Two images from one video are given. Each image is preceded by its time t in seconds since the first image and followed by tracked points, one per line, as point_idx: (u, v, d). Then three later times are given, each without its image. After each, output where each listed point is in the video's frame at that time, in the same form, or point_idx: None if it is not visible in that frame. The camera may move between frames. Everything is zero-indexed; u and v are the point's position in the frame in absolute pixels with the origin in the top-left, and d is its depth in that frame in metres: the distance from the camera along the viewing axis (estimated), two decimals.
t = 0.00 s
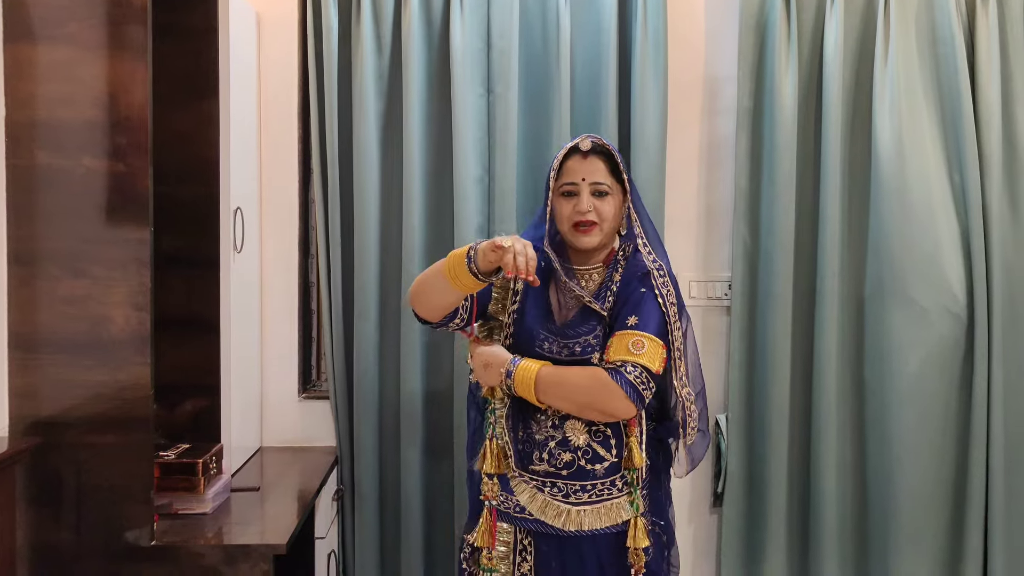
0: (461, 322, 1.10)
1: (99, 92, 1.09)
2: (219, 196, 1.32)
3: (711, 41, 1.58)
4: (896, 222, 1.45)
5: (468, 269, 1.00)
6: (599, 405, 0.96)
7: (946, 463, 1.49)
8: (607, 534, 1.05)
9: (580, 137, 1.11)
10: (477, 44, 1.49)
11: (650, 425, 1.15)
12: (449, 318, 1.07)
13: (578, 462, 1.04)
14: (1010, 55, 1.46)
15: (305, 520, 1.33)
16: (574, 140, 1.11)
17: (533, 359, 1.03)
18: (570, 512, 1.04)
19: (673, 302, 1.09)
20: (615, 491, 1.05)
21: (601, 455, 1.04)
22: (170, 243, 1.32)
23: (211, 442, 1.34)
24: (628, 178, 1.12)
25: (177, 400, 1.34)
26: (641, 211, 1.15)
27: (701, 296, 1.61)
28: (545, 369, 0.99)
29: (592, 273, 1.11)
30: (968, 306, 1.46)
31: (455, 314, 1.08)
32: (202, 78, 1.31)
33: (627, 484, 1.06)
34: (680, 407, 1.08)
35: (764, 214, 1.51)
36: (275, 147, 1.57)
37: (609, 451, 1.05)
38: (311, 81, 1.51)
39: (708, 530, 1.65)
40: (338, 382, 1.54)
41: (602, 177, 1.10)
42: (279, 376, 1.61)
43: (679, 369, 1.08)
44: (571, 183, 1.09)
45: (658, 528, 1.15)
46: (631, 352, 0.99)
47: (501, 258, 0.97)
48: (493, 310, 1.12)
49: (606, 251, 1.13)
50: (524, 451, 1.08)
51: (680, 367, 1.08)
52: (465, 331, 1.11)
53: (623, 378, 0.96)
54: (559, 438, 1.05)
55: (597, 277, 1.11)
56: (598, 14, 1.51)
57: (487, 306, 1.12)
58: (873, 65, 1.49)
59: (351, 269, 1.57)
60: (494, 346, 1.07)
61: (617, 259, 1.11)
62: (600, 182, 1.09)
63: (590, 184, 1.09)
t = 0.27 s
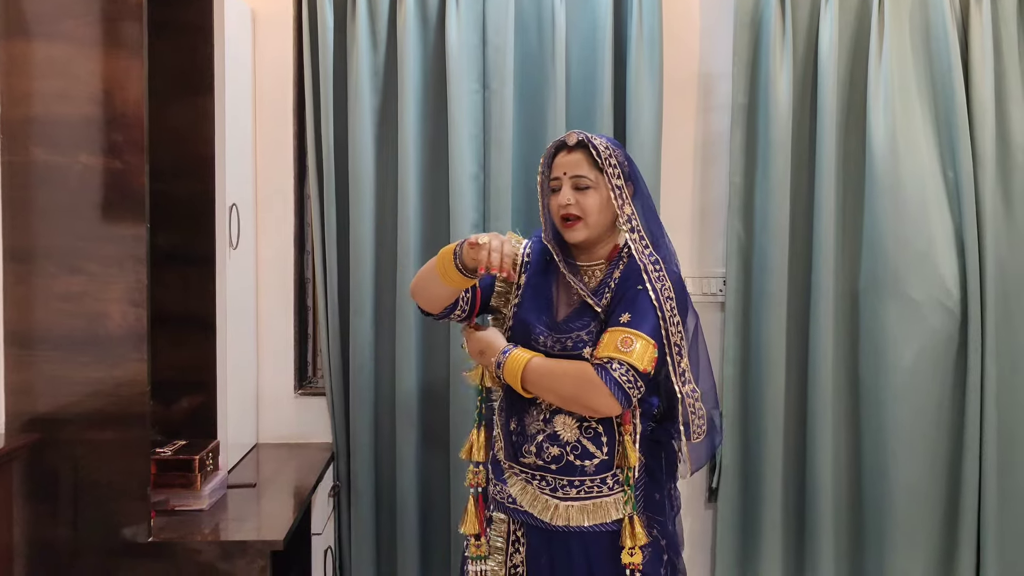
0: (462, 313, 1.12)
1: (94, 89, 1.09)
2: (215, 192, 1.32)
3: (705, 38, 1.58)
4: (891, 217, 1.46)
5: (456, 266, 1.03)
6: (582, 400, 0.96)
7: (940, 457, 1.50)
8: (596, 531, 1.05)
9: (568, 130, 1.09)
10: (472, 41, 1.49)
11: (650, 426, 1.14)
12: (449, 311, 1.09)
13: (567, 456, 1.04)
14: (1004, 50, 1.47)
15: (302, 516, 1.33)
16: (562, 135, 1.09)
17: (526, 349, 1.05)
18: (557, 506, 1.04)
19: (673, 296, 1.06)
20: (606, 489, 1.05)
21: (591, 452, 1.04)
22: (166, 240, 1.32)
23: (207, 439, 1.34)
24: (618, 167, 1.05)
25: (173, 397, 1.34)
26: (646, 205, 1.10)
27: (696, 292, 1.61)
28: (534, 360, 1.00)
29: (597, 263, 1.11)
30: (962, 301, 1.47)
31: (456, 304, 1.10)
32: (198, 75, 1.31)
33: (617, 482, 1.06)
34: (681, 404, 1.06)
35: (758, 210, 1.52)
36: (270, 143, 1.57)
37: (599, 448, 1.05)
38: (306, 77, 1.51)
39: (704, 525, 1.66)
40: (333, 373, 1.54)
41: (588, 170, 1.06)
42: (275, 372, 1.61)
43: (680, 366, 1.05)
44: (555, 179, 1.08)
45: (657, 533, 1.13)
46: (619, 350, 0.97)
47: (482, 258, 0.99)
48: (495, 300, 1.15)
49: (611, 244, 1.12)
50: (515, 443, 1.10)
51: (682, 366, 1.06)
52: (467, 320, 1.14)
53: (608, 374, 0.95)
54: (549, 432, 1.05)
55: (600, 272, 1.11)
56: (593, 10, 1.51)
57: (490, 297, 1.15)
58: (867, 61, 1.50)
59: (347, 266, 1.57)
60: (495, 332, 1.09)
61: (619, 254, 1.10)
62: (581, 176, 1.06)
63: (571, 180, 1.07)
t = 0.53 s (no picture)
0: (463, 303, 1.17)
1: (93, 85, 1.08)
2: (213, 189, 1.32)
3: (703, 34, 1.58)
4: (888, 213, 1.47)
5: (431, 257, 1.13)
6: (548, 401, 0.97)
7: (937, 453, 1.50)
8: (577, 528, 1.06)
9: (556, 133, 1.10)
10: (470, 37, 1.49)
11: (639, 428, 1.08)
12: (446, 300, 1.15)
13: (548, 453, 1.05)
14: (1000, 46, 1.48)
15: (301, 513, 1.33)
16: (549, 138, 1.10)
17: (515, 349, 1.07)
18: (538, 499, 1.07)
19: (654, 296, 1.00)
20: (586, 489, 1.04)
21: (571, 450, 1.05)
22: (164, 237, 1.32)
23: (206, 435, 1.34)
24: (600, 165, 1.04)
25: (171, 393, 1.33)
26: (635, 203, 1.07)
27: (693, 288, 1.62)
28: (515, 358, 1.02)
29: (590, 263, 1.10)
30: (958, 297, 1.47)
31: (454, 291, 1.15)
32: (196, 71, 1.31)
33: (598, 484, 1.04)
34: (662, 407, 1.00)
35: (756, 206, 1.52)
36: (268, 140, 1.57)
37: (579, 447, 1.04)
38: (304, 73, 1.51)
39: (701, 520, 1.66)
40: (332, 371, 1.54)
41: (569, 170, 1.05)
42: (273, 369, 1.61)
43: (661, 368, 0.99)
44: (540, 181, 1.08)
45: (649, 539, 1.08)
46: (585, 352, 0.97)
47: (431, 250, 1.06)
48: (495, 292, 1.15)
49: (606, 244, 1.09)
50: (505, 435, 1.13)
51: (663, 369, 0.99)
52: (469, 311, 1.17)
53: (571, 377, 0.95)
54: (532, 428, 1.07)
55: (594, 272, 1.09)
56: (591, 6, 1.51)
57: (490, 288, 1.16)
58: (864, 57, 1.50)
59: (346, 263, 1.57)
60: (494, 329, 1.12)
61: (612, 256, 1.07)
62: (562, 176, 1.05)
63: (554, 180, 1.06)
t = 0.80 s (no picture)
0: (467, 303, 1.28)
1: (93, 84, 1.08)
2: (213, 188, 1.32)
3: (703, 34, 1.59)
4: (886, 212, 1.47)
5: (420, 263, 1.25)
6: (520, 392, 1.03)
7: (935, 451, 1.51)
8: (554, 518, 1.09)
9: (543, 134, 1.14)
10: (470, 37, 1.49)
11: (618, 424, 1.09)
12: (451, 301, 1.28)
13: (527, 444, 1.09)
14: (998, 46, 1.48)
15: (302, 512, 1.33)
16: (536, 139, 1.14)
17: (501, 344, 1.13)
18: (520, 488, 1.12)
19: (622, 294, 1.04)
20: (562, 480, 1.07)
21: (548, 442, 1.07)
22: (165, 236, 1.32)
23: (207, 434, 1.34)
24: (580, 166, 1.08)
25: (172, 392, 1.34)
26: (617, 202, 1.11)
27: (693, 287, 1.62)
28: (499, 352, 1.08)
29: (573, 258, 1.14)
30: (957, 296, 1.48)
31: (456, 294, 1.27)
32: (196, 70, 1.31)
33: (573, 476, 1.07)
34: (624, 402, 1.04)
35: (755, 204, 1.52)
36: (268, 139, 1.57)
37: (556, 439, 1.07)
38: (304, 72, 1.51)
39: (700, 519, 1.67)
40: (333, 370, 1.54)
41: (552, 171, 1.10)
42: (273, 368, 1.61)
43: (624, 364, 1.03)
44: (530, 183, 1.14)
45: (630, 534, 1.09)
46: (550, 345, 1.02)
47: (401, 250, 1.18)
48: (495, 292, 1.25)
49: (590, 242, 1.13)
50: (493, 425, 1.18)
51: (627, 365, 1.03)
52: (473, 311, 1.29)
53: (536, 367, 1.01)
54: (512, 419, 1.11)
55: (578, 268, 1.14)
56: (591, 5, 1.51)
57: (490, 288, 1.27)
58: (863, 56, 1.51)
59: (346, 262, 1.57)
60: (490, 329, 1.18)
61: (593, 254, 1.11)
62: (546, 177, 1.10)
63: (540, 182, 1.12)
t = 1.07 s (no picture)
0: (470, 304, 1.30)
1: (99, 86, 1.09)
2: (218, 190, 1.32)
3: (705, 35, 1.59)
4: (890, 213, 1.47)
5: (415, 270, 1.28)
6: (499, 385, 1.08)
7: (939, 451, 1.51)
8: (539, 510, 1.11)
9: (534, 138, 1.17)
10: (474, 38, 1.49)
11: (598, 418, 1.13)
12: (452, 304, 1.31)
13: (514, 437, 1.12)
14: (1001, 46, 1.48)
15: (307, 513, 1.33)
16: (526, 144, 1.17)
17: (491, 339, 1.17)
18: (507, 479, 1.14)
19: (598, 295, 1.07)
20: (546, 472, 1.10)
21: (533, 435, 1.10)
22: (170, 238, 1.32)
23: (212, 435, 1.34)
24: (566, 170, 1.11)
25: (177, 394, 1.34)
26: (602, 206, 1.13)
27: (696, 288, 1.62)
28: (491, 344, 1.11)
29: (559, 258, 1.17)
30: (960, 297, 1.48)
31: (457, 297, 1.30)
32: (200, 72, 1.31)
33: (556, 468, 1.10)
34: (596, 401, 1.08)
35: (759, 205, 1.52)
36: (271, 141, 1.57)
37: (540, 432, 1.10)
38: (308, 74, 1.51)
39: (703, 520, 1.67)
40: (337, 370, 1.54)
41: (540, 174, 1.13)
42: (277, 369, 1.61)
43: (597, 363, 1.07)
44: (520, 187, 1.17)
45: (613, 526, 1.11)
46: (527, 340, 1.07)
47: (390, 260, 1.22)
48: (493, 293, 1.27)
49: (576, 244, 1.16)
50: (485, 418, 1.20)
51: (600, 364, 1.07)
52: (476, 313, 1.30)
53: (512, 361, 1.05)
54: (501, 413, 1.14)
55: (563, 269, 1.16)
56: (594, 6, 1.52)
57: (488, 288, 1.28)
58: (866, 58, 1.51)
59: (350, 263, 1.57)
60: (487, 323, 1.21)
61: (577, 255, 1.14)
62: (534, 180, 1.13)
63: (528, 185, 1.15)
